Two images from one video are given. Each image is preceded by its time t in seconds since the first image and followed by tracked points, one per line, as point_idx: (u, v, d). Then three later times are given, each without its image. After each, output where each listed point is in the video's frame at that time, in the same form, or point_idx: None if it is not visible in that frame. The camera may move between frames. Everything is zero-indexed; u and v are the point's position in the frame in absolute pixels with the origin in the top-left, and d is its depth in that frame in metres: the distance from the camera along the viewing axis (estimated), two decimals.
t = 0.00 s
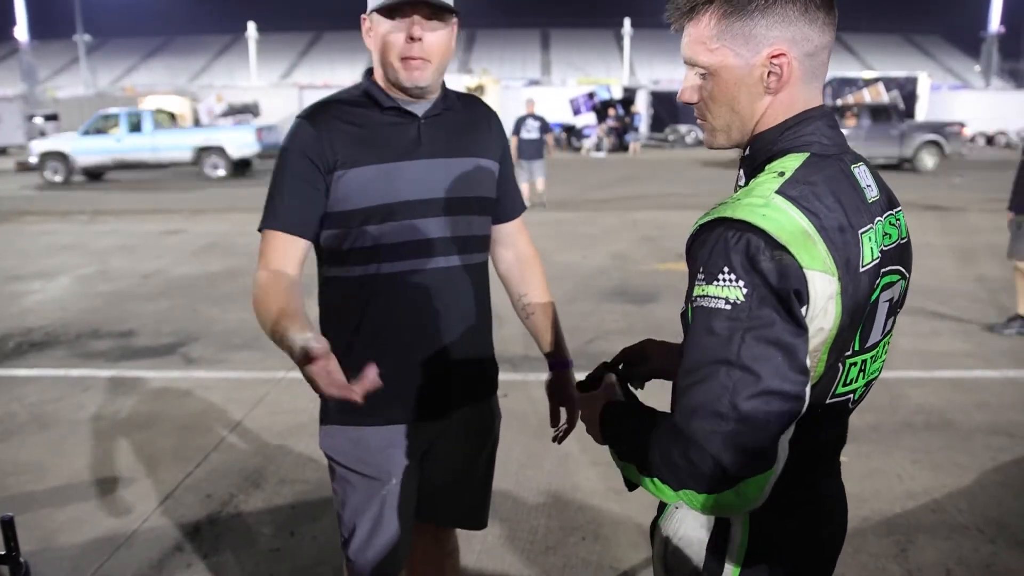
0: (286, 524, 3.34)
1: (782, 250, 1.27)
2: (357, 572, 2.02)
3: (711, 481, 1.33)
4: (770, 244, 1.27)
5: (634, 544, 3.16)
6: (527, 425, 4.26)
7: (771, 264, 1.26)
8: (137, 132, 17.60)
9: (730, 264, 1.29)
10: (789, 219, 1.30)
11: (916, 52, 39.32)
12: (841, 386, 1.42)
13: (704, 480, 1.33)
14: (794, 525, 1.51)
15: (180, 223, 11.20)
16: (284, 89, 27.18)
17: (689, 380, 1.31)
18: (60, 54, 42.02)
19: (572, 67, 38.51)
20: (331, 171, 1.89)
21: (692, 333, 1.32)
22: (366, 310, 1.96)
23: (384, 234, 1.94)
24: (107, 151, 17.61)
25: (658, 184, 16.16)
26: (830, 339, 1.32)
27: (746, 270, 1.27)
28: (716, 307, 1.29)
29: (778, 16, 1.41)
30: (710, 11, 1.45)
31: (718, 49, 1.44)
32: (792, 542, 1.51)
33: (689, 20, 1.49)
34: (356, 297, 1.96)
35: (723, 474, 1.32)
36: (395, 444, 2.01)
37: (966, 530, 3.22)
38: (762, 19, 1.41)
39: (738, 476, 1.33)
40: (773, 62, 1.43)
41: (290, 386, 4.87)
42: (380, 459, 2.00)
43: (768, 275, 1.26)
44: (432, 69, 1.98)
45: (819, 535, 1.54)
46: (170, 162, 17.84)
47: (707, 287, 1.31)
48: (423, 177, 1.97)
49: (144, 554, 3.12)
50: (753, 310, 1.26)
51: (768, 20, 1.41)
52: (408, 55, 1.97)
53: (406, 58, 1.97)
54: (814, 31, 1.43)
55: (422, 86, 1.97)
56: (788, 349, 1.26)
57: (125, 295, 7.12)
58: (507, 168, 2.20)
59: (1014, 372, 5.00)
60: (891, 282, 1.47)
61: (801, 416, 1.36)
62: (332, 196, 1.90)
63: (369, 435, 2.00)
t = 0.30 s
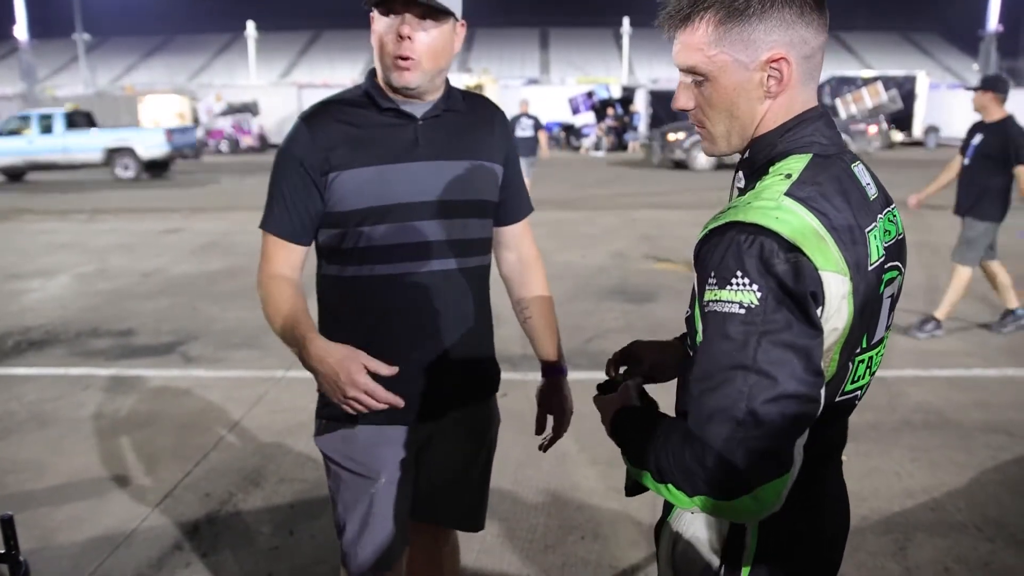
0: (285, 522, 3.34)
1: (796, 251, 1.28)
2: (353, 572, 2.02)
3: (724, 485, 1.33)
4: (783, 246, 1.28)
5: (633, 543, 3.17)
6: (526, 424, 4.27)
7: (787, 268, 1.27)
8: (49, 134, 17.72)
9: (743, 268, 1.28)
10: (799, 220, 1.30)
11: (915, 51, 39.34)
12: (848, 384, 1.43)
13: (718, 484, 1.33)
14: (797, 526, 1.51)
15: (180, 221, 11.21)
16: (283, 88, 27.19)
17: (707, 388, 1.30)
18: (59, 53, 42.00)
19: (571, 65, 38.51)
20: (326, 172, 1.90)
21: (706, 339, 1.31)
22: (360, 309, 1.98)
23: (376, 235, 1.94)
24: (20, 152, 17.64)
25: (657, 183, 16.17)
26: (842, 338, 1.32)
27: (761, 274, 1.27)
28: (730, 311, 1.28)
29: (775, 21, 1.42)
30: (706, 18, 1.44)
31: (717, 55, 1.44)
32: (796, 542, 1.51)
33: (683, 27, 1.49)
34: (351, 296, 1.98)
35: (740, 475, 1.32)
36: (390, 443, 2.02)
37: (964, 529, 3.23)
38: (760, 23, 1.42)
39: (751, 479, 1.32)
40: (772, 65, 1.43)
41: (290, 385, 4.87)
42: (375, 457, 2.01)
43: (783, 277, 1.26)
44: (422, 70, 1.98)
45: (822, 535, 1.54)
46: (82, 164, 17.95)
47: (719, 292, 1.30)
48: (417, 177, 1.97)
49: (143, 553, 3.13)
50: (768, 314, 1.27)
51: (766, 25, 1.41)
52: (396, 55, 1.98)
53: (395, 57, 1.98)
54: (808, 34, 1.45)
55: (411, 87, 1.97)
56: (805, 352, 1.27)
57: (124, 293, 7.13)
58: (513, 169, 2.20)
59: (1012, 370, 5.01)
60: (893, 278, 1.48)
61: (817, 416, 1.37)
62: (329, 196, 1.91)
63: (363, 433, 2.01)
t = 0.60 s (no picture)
0: (285, 521, 3.34)
1: (795, 253, 1.28)
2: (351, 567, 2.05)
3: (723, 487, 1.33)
4: (782, 247, 1.28)
5: (633, 542, 3.17)
6: (525, 423, 4.27)
7: (787, 269, 1.27)
8: None
9: (742, 269, 1.28)
10: (798, 221, 1.30)
11: (914, 50, 39.36)
12: (848, 383, 1.43)
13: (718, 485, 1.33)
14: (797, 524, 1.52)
15: (181, 220, 11.22)
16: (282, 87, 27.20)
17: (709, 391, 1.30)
18: (60, 52, 41.97)
19: (572, 64, 38.52)
20: (329, 170, 1.95)
21: (705, 339, 1.32)
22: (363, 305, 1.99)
23: (375, 233, 1.96)
24: None
25: (658, 182, 16.17)
26: (841, 339, 1.33)
27: (759, 275, 1.27)
28: (728, 312, 1.28)
29: (771, 23, 1.43)
30: (703, 23, 1.45)
31: (715, 60, 1.45)
32: (796, 539, 1.52)
33: (681, 32, 1.49)
34: (352, 293, 2.00)
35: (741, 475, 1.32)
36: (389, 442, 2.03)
37: (964, 528, 3.23)
38: (757, 26, 1.42)
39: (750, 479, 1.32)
40: (770, 68, 1.44)
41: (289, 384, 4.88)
42: (373, 455, 2.02)
43: (782, 279, 1.26)
44: (429, 73, 1.99)
45: (824, 535, 1.54)
46: None
47: (719, 293, 1.30)
48: (417, 178, 1.98)
49: (144, 551, 3.13)
50: (769, 315, 1.27)
51: (763, 27, 1.42)
52: (404, 58, 1.99)
53: (403, 58, 1.99)
54: (805, 35, 1.45)
55: (417, 89, 1.98)
56: (806, 352, 1.27)
57: (124, 292, 7.13)
58: (525, 172, 2.18)
59: (1012, 370, 5.01)
60: (892, 278, 1.48)
61: (816, 417, 1.36)
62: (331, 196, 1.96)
63: (359, 429, 2.03)
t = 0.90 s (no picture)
0: (235, 539, 3.26)
1: (855, 215, 1.32)
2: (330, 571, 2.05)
3: (792, 440, 1.29)
4: (840, 208, 1.32)
5: (583, 543, 3.17)
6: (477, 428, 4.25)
7: (851, 225, 1.31)
8: None
9: (806, 220, 1.30)
10: (852, 193, 1.36)
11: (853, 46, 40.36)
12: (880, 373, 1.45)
13: (784, 440, 1.29)
14: (825, 542, 1.46)
15: (124, 234, 10.95)
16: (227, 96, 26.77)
17: (777, 343, 1.30)
18: None
19: (519, 66, 38.65)
20: (327, 179, 2.00)
21: (775, 288, 1.30)
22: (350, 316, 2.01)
23: (361, 247, 1.98)
24: None
25: (609, 182, 16.30)
26: (887, 317, 1.36)
27: (822, 224, 1.30)
28: (798, 257, 1.28)
29: (806, 29, 1.51)
30: (740, 23, 1.54)
31: (748, 59, 1.53)
32: (823, 555, 1.46)
33: (716, 33, 1.58)
34: (343, 304, 2.03)
35: (817, 423, 1.26)
36: (378, 450, 2.01)
37: (904, 514, 3.30)
38: (791, 31, 1.51)
39: (825, 431, 1.27)
40: (799, 71, 1.52)
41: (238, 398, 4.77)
42: (353, 465, 2.01)
43: (849, 234, 1.30)
44: (415, 95, 1.96)
45: (842, 564, 1.49)
46: None
47: (785, 245, 1.30)
48: (396, 191, 1.96)
49: None
50: (838, 263, 1.27)
51: (796, 33, 1.51)
52: (389, 85, 1.97)
53: (388, 85, 1.96)
54: (834, 46, 1.54)
55: (407, 110, 1.97)
56: (876, 302, 1.28)
57: (65, 310, 6.92)
58: (534, 192, 2.08)
59: (951, 357, 5.15)
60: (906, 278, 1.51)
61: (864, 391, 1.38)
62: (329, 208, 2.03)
63: (339, 437, 2.03)
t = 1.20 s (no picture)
0: (237, 540, 3.26)
1: (854, 217, 1.32)
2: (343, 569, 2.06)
3: (790, 442, 1.29)
4: (841, 210, 1.32)
5: (586, 544, 3.17)
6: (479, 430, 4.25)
7: (851, 227, 1.31)
8: None
9: (806, 223, 1.30)
10: (853, 194, 1.36)
11: (855, 47, 40.33)
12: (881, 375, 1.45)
13: (784, 440, 1.29)
14: (821, 545, 1.46)
15: (126, 235, 10.97)
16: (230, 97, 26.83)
17: (777, 345, 1.30)
18: None
19: (522, 67, 38.68)
20: (332, 183, 2.02)
21: (775, 290, 1.30)
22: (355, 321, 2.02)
23: (367, 250, 1.98)
24: None
25: (611, 184, 16.32)
26: (887, 320, 1.36)
27: (822, 226, 1.30)
28: (798, 260, 1.28)
29: (805, 32, 1.51)
30: (740, 27, 1.54)
31: (748, 63, 1.53)
32: (819, 555, 1.46)
33: (715, 37, 1.58)
34: (348, 307, 2.04)
35: (816, 424, 1.26)
36: (386, 451, 2.02)
37: (906, 516, 3.29)
38: (791, 34, 1.51)
39: (824, 432, 1.26)
40: (800, 74, 1.52)
41: (241, 400, 4.78)
42: (364, 467, 2.01)
43: (848, 235, 1.30)
44: (422, 99, 1.96)
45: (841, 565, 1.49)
46: None
47: (786, 247, 1.30)
48: (401, 194, 1.96)
49: None
50: (838, 265, 1.27)
51: (796, 36, 1.51)
52: (395, 89, 1.97)
53: (393, 90, 1.97)
54: (834, 48, 1.54)
55: (414, 114, 1.97)
56: (875, 304, 1.28)
57: (68, 312, 6.92)
58: (539, 194, 2.08)
59: (953, 359, 5.15)
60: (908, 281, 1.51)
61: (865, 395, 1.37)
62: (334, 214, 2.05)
63: (345, 439, 2.03)
